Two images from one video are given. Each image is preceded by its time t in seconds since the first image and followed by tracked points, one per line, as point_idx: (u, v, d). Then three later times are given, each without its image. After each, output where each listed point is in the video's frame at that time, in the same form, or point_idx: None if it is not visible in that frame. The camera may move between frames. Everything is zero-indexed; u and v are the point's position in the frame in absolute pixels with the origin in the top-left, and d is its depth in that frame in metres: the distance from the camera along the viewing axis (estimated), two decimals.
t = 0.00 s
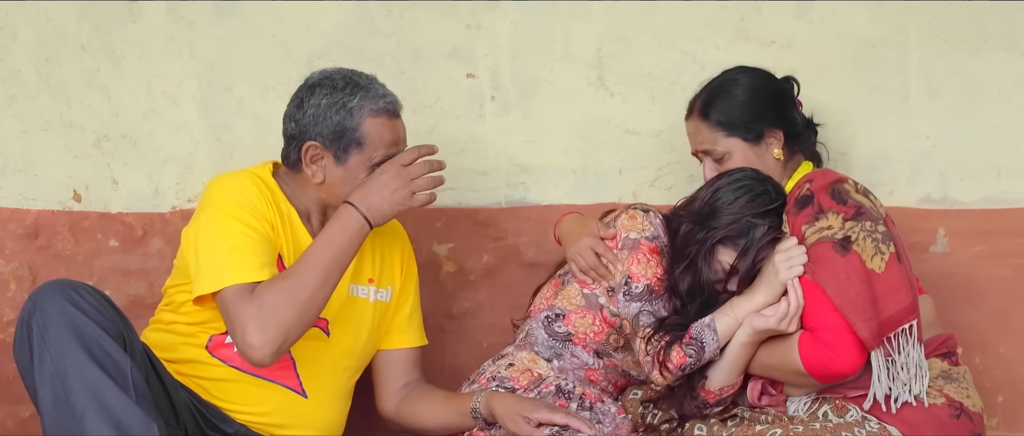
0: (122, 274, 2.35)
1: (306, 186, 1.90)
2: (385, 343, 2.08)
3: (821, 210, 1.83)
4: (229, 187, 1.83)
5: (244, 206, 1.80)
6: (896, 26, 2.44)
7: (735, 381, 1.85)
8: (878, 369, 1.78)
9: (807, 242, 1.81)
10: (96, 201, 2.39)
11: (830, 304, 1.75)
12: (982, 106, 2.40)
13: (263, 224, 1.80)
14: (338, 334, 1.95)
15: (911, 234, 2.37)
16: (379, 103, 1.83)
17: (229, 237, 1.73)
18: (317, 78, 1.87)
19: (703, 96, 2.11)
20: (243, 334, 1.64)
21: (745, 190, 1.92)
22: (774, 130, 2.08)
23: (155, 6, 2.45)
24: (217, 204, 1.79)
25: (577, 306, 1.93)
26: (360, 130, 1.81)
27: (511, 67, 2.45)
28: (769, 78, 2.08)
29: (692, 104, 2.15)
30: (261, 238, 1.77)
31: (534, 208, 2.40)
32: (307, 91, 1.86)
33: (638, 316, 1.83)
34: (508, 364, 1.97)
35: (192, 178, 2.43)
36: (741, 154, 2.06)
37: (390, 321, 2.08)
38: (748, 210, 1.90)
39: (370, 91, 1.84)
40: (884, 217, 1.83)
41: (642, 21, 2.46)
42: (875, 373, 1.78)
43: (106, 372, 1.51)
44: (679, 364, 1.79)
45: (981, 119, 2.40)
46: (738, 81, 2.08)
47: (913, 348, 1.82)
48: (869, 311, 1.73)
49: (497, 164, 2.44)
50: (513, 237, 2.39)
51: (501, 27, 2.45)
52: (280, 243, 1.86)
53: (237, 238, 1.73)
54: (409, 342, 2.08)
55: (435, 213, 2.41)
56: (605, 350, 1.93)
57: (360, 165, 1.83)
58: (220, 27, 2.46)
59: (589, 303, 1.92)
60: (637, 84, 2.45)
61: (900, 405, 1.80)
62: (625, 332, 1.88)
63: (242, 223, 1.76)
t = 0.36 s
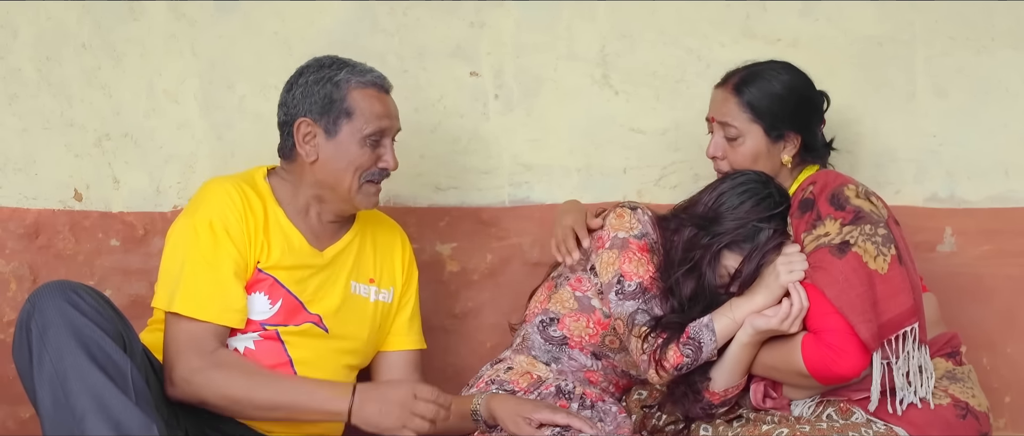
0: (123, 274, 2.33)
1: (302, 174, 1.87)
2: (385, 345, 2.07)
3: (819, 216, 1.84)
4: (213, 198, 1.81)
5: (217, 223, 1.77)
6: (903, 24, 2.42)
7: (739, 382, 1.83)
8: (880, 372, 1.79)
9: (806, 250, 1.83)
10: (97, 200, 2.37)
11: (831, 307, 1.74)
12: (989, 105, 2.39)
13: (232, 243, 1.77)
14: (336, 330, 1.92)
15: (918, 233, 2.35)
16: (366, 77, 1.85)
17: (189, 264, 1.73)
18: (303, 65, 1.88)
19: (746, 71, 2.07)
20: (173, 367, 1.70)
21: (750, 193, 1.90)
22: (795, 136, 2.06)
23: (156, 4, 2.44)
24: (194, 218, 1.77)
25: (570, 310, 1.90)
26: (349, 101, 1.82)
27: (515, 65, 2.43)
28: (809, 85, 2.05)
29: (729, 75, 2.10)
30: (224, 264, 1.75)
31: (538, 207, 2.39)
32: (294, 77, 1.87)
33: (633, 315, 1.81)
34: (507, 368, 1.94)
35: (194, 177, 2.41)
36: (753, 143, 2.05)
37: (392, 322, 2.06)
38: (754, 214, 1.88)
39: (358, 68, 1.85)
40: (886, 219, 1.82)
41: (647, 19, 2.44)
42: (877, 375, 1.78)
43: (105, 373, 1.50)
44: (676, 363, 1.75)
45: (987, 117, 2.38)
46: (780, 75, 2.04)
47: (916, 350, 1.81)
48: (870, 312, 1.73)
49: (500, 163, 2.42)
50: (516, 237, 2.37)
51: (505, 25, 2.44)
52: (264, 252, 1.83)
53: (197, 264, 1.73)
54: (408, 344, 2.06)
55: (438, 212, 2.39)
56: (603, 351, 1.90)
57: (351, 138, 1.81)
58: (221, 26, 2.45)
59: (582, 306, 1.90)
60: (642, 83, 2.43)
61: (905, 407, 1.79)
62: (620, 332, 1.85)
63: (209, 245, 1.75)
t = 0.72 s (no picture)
0: (122, 276, 2.30)
1: (289, 161, 1.89)
2: (384, 343, 2.04)
3: (822, 218, 1.82)
4: (203, 196, 1.78)
5: (209, 220, 1.75)
6: (908, 23, 2.40)
7: (742, 383, 1.81)
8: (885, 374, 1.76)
9: (808, 252, 1.81)
10: (96, 201, 2.35)
11: (834, 308, 1.72)
12: (996, 105, 2.36)
13: (225, 238, 1.75)
14: (333, 328, 1.90)
15: (925, 234, 2.32)
16: (334, 53, 1.94)
17: (183, 262, 1.71)
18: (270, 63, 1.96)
19: (782, 67, 2.04)
20: (167, 374, 1.69)
21: (752, 197, 1.87)
22: (813, 143, 2.05)
23: (155, 3, 2.42)
24: (186, 216, 1.76)
25: (572, 310, 1.87)
26: (322, 74, 1.89)
27: (517, 65, 2.41)
28: (836, 97, 2.04)
29: (760, 68, 2.08)
30: (218, 259, 1.73)
31: (540, 208, 2.36)
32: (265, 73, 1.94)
33: (634, 318, 1.77)
34: (509, 370, 1.91)
35: (193, 177, 2.39)
36: (770, 141, 2.02)
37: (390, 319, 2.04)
38: (756, 219, 1.85)
39: (325, 48, 1.95)
40: (889, 221, 1.80)
41: (651, 19, 2.42)
42: (880, 376, 1.75)
43: (96, 378, 1.48)
44: (676, 366, 1.73)
45: (994, 117, 2.36)
46: (811, 84, 2.01)
47: (921, 352, 1.79)
48: (872, 313, 1.71)
49: (502, 164, 2.40)
50: (519, 238, 2.35)
51: (507, 24, 2.41)
52: (257, 249, 1.80)
53: (191, 260, 1.71)
54: (408, 343, 2.04)
55: (440, 213, 2.37)
56: (605, 352, 1.87)
57: (330, 107, 1.87)
58: (221, 25, 2.42)
59: (584, 306, 1.86)
60: (645, 82, 2.41)
61: (910, 409, 1.77)
62: (622, 334, 1.82)
63: (202, 242, 1.73)
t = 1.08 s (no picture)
0: (118, 278, 2.28)
1: (302, 162, 1.85)
2: (383, 354, 2.02)
3: (829, 221, 1.80)
4: (205, 196, 1.76)
5: (210, 220, 1.73)
6: (913, 23, 2.38)
7: (748, 388, 1.79)
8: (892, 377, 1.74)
9: (816, 256, 1.78)
10: (92, 203, 2.33)
11: (843, 311, 1.69)
12: (1001, 105, 2.34)
13: (226, 240, 1.73)
14: (332, 335, 1.87)
15: (930, 236, 2.30)
16: (372, 67, 1.89)
17: (181, 262, 1.68)
18: (306, 59, 1.92)
19: (789, 69, 2.02)
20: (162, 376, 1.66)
21: (759, 196, 1.86)
22: (825, 144, 2.03)
23: (152, 3, 2.39)
24: (187, 215, 1.74)
25: (574, 314, 1.82)
26: (356, 85, 1.85)
27: (517, 65, 2.39)
28: (844, 95, 2.02)
29: (767, 71, 2.05)
30: (215, 261, 1.70)
31: (541, 210, 2.34)
32: (299, 67, 1.90)
33: (637, 322, 1.76)
34: (509, 374, 1.88)
35: (190, 179, 2.36)
36: (783, 145, 2.00)
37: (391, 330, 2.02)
38: (764, 219, 1.84)
39: (364, 59, 1.90)
40: (898, 225, 1.77)
41: (653, 19, 2.39)
42: (888, 380, 1.73)
43: (92, 382, 1.45)
44: (682, 371, 1.73)
45: (1000, 117, 2.33)
46: (822, 84, 1.99)
47: (928, 357, 1.77)
48: (881, 316, 1.68)
49: (503, 165, 2.37)
50: (519, 240, 2.32)
51: (508, 24, 2.39)
52: (256, 252, 1.78)
53: (189, 261, 1.69)
54: (407, 354, 2.01)
55: (439, 215, 2.34)
56: (607, 356, 1.83)
57: (356, 121, 1.82)
58: (219, 25, 2.40)
59: (586, 310, 1.82)
60: (647, 83, 2.38)
61: (917, 413, 1.75)
62: (624, 339, 1.79)
63: (201, 242, 1.71)
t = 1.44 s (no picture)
0: (114, 280, 2.25)
1: (311, 174, 1.79)
2: (392, 359, 1.99)
3: (833, 224, 1.76)
4: (214, 205, 1.72)
5: (220, 232, 1.69)
6: (917, 22, 2.35)
7: (751, 391, 1.76)
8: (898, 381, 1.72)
9: (819, 260, 1.75)
10: (87, 203, 2.30)
11: (847, 313, 1.66)
12: (1007, 105, 2.31)
13: (235, 253, 1.69)
14: (340, 345, 1.85)
15: (935, 237, 2.27)
16: (380, 71, 1.81)
17: (189, 273, 1.65)
18: (314, 62, 1.84)
19: (786, 72, 1.98)
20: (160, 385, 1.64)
21: (762, 197, 1.82)
22: (828, 145, 2.01)
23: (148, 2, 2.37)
24: (196, 224, 1.70)
25: (574, 314, 1.80)
26: (364, 94, 1.77)
27: (517, 65, 2.36)
28: (843, 93, 1.99)
29: (764, 76, 2.02)
30: (224, 276, 1.66)
31: (541, 211, 2.31)
32: (306, 73, 1.83)
33: (637, 321, 1.73)
34: (510, 376, 1.86)
35: (186, 180, 2.33)
36: (786, 152, 1.98)
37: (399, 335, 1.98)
38: (767, 221, 1.80)
39: (371, 63, 1.82)
40: (902, 226, 1.74)
41: (654, 18, 2.36)
42: (894, 383, 1.70)
43: (93, 383, 1.42)
44: (681, 371, 1.69)
45: (1006, 117, 2.30)
46: (819, 84, 1.97)
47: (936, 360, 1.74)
48: (886, 319, 1.65)
49: (502, 166, 2.35)
50: (519, 242, 2.29)
51: (508, 23, 2.36)
52: (268, 264, 1.75)
53: (197, 273, 1.66)
54: (415, 359, 1.99)
55: (438, 216, 2.31)
56: (608, 357, 1.80)
57: (365, 132, 1.76)
58: (216, 25, 2.37)
59: (587, 310, 1.80)
60: (649, 83, 2.36)
61: (923, 418, 1.72)
62: (624, 338, 1.77)
63: (210, 255, 1.67)
